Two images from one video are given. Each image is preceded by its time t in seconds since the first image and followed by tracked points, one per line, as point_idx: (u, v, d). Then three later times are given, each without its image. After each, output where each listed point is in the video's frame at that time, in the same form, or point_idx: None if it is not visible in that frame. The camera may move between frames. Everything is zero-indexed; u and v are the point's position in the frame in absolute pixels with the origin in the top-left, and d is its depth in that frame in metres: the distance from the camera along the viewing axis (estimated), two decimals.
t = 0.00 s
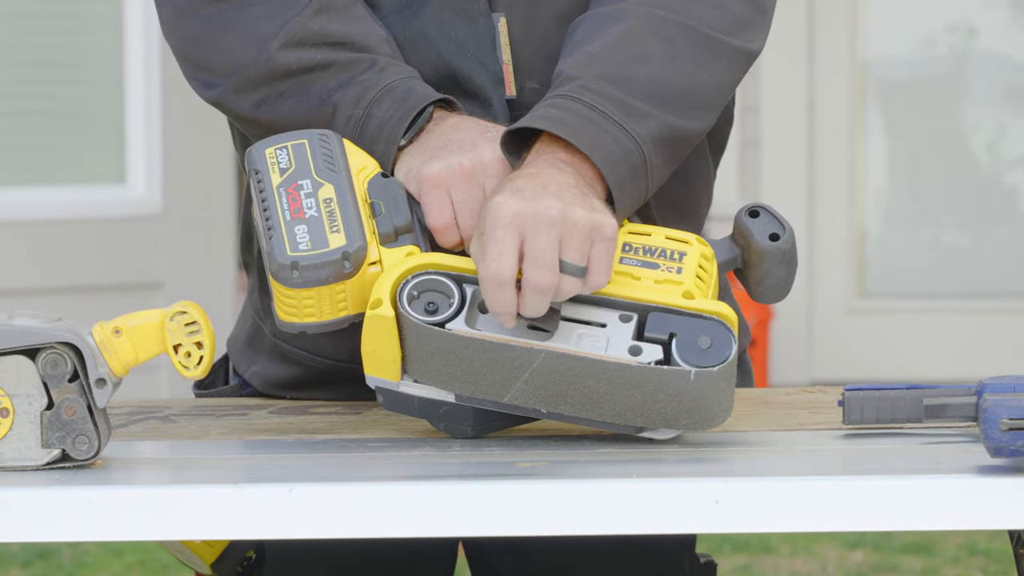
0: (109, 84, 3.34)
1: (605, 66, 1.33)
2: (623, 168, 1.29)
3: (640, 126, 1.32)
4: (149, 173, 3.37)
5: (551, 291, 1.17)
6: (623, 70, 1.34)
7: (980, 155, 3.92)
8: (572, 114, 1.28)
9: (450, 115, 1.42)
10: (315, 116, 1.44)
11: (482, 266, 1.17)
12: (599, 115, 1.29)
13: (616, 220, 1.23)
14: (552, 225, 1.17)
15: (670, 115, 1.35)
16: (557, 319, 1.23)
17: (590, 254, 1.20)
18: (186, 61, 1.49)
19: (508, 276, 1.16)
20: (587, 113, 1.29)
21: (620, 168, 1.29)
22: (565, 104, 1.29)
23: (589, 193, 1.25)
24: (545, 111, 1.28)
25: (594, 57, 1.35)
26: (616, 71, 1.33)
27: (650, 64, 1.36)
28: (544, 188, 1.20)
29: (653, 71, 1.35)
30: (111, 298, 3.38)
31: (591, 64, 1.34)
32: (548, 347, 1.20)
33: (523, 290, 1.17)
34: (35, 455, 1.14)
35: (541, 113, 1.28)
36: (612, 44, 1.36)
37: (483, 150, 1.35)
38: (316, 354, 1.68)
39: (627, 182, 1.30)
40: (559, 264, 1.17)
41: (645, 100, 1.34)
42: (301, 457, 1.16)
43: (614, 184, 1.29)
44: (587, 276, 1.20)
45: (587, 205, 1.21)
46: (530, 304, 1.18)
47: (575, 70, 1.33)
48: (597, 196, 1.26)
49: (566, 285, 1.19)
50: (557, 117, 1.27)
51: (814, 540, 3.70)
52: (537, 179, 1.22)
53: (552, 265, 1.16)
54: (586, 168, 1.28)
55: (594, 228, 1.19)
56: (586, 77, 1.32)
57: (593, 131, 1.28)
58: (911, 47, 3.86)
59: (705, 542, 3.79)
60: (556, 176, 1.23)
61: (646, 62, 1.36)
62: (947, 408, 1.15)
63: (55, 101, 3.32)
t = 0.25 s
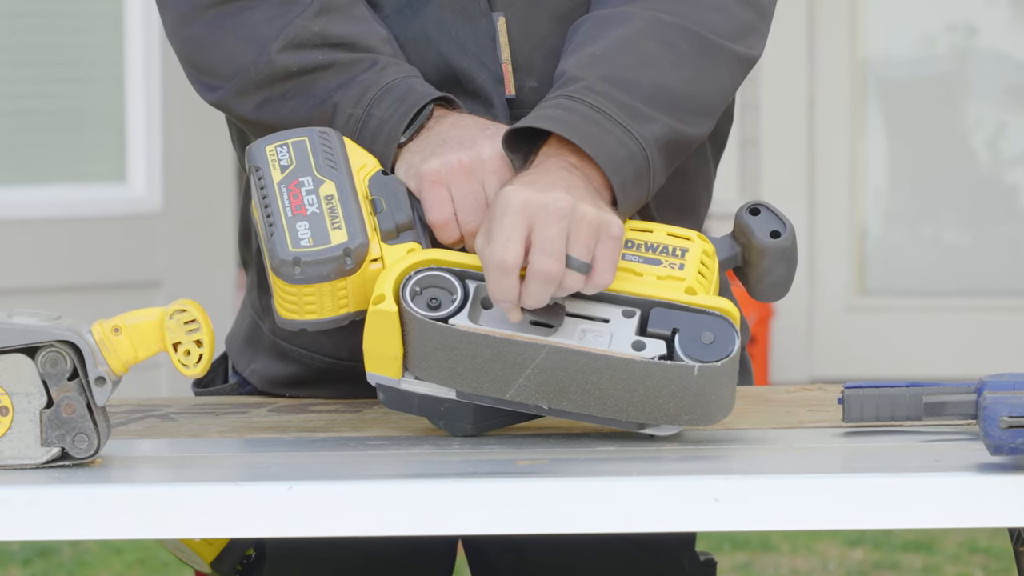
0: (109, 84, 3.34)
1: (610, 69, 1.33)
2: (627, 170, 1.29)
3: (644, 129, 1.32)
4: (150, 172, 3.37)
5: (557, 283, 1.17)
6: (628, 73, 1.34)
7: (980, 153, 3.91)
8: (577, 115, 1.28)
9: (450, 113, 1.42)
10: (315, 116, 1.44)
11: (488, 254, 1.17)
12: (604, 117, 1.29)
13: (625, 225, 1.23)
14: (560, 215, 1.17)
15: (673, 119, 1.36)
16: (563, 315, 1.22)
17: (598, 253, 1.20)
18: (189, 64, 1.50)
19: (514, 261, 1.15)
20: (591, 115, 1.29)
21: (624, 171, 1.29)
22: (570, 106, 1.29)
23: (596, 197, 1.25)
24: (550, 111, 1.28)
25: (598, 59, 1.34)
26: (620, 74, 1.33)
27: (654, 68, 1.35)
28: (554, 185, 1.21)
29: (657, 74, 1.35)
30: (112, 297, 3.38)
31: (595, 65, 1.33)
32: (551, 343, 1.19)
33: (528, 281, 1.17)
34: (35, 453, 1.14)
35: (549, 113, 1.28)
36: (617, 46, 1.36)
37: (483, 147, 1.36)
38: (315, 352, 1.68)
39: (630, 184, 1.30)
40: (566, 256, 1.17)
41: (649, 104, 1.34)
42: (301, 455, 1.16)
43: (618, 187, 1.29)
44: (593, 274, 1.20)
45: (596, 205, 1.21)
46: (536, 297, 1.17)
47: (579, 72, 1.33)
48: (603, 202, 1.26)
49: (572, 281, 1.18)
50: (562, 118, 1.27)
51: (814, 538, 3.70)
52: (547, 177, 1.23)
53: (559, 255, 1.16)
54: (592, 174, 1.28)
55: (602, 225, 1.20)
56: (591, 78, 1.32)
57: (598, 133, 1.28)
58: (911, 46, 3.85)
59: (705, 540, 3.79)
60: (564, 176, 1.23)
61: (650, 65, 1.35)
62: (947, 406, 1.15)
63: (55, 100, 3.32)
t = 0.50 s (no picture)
0: (109, 82, 3.33)
1: (608, 67, 1.33)
2: (627, 168, 1.30)
3: (643, 127, 1.32)
4: (149, 171, 3.37)
5: (556, 275, 1.17)
6: (626, 71, 1.34)
7: (981, 151, 3.91)
8: (577, 113, 1.28)
9: (448, 110, 1.42)
10: (315, 114, 1.44)
11: (487, 245, 1.17)
12: (602, 115, 1.29)
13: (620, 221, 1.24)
14: (559, 208, 1.18)
15: (671, 117, 1.36)
16: (561, 312, 1.23)
17: (595, 246, 1.20)
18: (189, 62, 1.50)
19: (514, 252, 1.15)
20: (590, 113, 1.29)
21: (624, 169, 1.29)
22: (568, 104, 1.29)
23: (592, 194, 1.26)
24: (550, 109, 1.28)
25: (596, 57, 1.34)
26: (619, 72, 1.33)
27: (652, 66, 1.35)
28: (551, 179, 1.21)
29: (656, 73, 1.35)
30: (111, 295, 3.37)
31: (594, 63, 1.33)
32: (549, 339, 1.19)
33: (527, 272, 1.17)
34: (34, 451, 1.14)
35: (547, 112, 1.28)
36: (616, 44, 1.36)
37: (480, 145, 1.35)
38: (313, 350, 1.68)
39: (628, 182, 1.30)
40: (565, 248, 1.17)
41: (648, 102, 1.34)
42: (301, 452, 1.16)
43: (616, 184, 1.29)
44: (590, 268, 1.20)
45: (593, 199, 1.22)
46: (534, 289, 1.17)
47: (577, 70, 1.33)
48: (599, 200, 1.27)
49: (569, 273, 1.18)
50: (560, 116, 1.27)
51: (814, 536, 3.70)
52: (544, 172, 1.23)
53: (558, 246, 1.17)
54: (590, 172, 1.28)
55: (599, 219, 1.20)
56: (589, 76, 1.32)
57: (597, 131, 1.28)
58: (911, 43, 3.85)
59: (705, 538, 3.79)
60: (561, 171, 1.24)
61: (648, 64, 1.35)
62: (947, 403, 1.16)
63: (54, 98, 3.30)
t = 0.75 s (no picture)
0: (110, 85, 3.33)
1: (606, 70, 1.33)
2: (625, 170, 1.30)
3: (641, 129, 1.32)
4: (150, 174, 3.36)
5: (554, 275, 1.17)
6: (625, 74, 1.34)
7: (981, 155, 3.91)
8: (575, 116, 1.28)
9: (446, 114, 1.42)
10: (312, 118, 1.44)
11: (486, 244, 1.16)
12: (601, 118, 1.29)
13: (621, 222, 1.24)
14: (559, 208, 1.17)
15: (670, 120, 1.36)
16: (560, 314, 1.23)
17: (594, 247, 1.20)
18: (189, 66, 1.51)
19: (513, 252, 1.15)
20: (588, 116, 1.29)
21: (622, 171, 1.29)
22: (566, 107, 1.29)
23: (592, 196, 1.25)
24: (547, 112, 1.28)
25: (595, 60, 1.35)
26: (618, 75, 1.33)
27: (652, 69, 1.36)
28: (551, 180, 1.21)
29: (655, 76, 1.35)
30: (111, 299, 3.38)
31: (593, 67, 1.33)
32: (547, 343, 1.19)
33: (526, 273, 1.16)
34: (34, 455, 1.15)
35: (546, 115, 1.28)
36: (615, 48, 1.36)
37: (478, 148, 1.35)
38: (312, 354, 1.68)
39: (627, 184, 1.30)
40: (564, 249, 1.17)
41: (646, 105, 1.34)
42: (300, 457, 1.16)
43: (615, 187, 1.29)
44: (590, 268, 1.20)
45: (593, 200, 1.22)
46: (533, 288, 1.17)
47: (576, 74, 1.33)
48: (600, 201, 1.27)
49: (569, 273, 1.18)
50: (558, 120, 1.27)
51: (814, 540, 3.70)
52: (544, 173, 1.23)
53: (557, 247, 1.16)
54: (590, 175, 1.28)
55: (599, 219, 1.20)
56: (588, 79, 1.32)
57: (595, 134, 1.28)
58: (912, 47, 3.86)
59: (705, 542, 3.79)
60: (561, 173, 1.24)
61: (648, 67, 1.35)
62: (945, 407, 1.15)
63: (54, 101, 3.31)
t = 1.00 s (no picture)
0: (110, 85, 3.33)
1: (610, 73, 1.33)
2: (629, 172, 1.30)
3: (645, 131, 1.32)
4: (150, 174, 3.37)
5: (565, 274, 1.17)
6: (629, 77, 1.34)
7: (981, 156, 3.91)
8: (579, 118, 1.28)
9: (449, 114, 1.42)
10: (314, 118, 1.44)
11: (496, 242, 1.17)
12: (605, 120, 1.29)
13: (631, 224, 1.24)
14: (569, 206, 1.18)
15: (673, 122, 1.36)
16: (566, 314, 1.22)
17: (605, 246, 1.20)
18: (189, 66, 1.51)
19: (522, 249, 1.16)
20: (592, 117, 1.29)
21: (626, 173, 1.29)
22: (571, 108, 1.29)
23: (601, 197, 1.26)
24: (551, 113, 1.28)
25: (599, 62, 1.35)
26: (622, 76, 1.33)
27: (656, 71, 1.36)
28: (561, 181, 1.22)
29: (658, 78, 1.35)
30: (111, 299, 3.37)
31: (598, 68, 1.34)
32: (548, 344, 1.19)
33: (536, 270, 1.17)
34: (34, 456, 1.15)
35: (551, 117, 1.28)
36: (620, 49, 1.36)
37: (480, 149, 1.35)
38: (312, 354, 1.68)
39: (631, 185, 1.30)
40: (574, 247, 1.17)
41: (649, 107, 1.34)
42: (301, 457, 1.16)
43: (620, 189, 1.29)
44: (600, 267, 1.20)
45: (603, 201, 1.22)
46: (543, 286, 1.17)
47: (580, 76, 1.33)
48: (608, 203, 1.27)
49: (579, 272, 1.18)
50: (563, 121, 1.27)
51: (814, 540, 3.70)
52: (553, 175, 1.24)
53: (568, 245, 1.17)
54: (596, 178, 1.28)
55: (609, 219, 1.21)
56: (592, 81, 1.32)
57: (599, 136, 1.28)
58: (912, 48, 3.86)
59: (705, 542, 3.79)
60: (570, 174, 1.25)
61: (652, 69, 1.36)
62: (945, 408, 1.15)
63: (54, 101, 3.31)
